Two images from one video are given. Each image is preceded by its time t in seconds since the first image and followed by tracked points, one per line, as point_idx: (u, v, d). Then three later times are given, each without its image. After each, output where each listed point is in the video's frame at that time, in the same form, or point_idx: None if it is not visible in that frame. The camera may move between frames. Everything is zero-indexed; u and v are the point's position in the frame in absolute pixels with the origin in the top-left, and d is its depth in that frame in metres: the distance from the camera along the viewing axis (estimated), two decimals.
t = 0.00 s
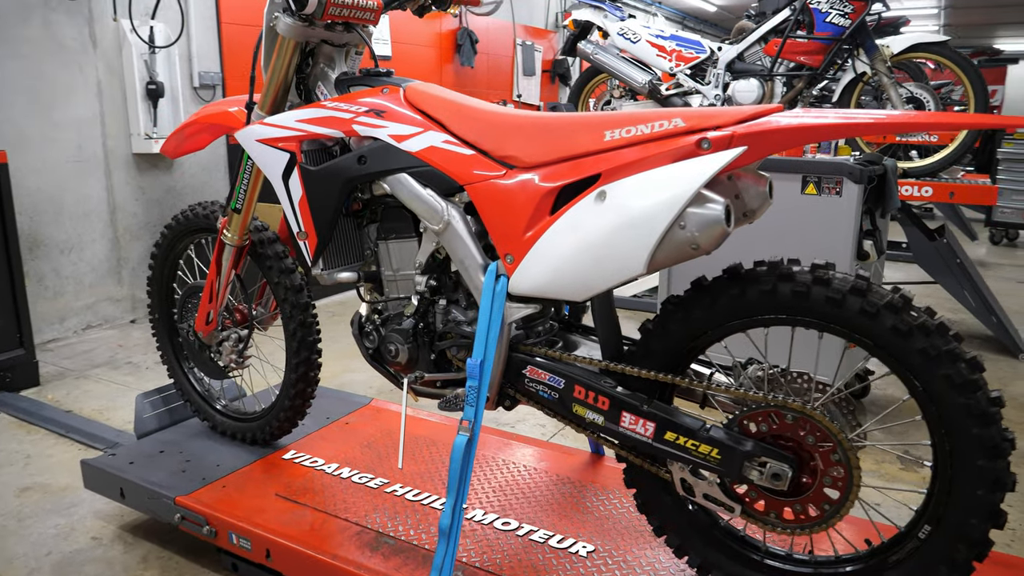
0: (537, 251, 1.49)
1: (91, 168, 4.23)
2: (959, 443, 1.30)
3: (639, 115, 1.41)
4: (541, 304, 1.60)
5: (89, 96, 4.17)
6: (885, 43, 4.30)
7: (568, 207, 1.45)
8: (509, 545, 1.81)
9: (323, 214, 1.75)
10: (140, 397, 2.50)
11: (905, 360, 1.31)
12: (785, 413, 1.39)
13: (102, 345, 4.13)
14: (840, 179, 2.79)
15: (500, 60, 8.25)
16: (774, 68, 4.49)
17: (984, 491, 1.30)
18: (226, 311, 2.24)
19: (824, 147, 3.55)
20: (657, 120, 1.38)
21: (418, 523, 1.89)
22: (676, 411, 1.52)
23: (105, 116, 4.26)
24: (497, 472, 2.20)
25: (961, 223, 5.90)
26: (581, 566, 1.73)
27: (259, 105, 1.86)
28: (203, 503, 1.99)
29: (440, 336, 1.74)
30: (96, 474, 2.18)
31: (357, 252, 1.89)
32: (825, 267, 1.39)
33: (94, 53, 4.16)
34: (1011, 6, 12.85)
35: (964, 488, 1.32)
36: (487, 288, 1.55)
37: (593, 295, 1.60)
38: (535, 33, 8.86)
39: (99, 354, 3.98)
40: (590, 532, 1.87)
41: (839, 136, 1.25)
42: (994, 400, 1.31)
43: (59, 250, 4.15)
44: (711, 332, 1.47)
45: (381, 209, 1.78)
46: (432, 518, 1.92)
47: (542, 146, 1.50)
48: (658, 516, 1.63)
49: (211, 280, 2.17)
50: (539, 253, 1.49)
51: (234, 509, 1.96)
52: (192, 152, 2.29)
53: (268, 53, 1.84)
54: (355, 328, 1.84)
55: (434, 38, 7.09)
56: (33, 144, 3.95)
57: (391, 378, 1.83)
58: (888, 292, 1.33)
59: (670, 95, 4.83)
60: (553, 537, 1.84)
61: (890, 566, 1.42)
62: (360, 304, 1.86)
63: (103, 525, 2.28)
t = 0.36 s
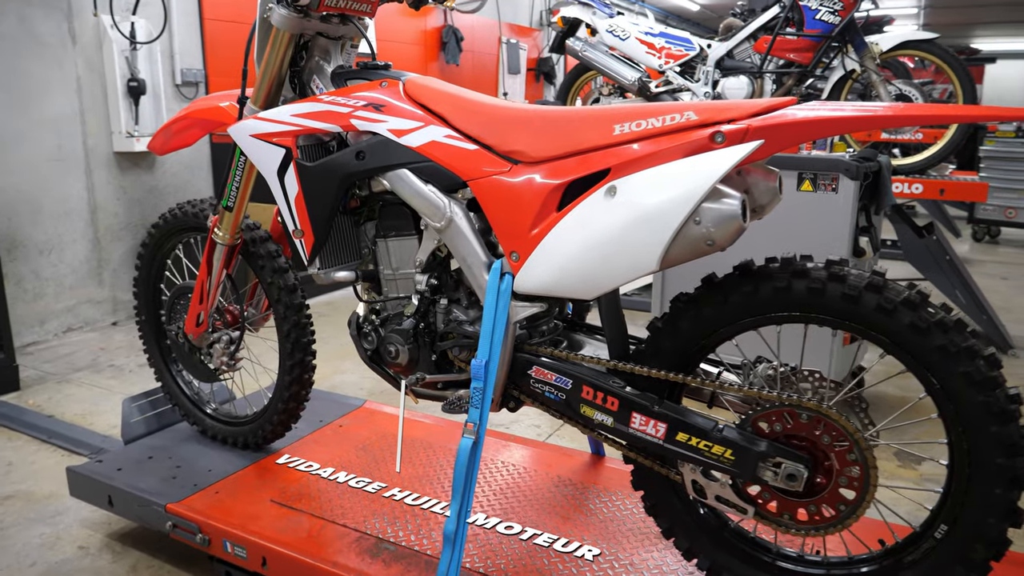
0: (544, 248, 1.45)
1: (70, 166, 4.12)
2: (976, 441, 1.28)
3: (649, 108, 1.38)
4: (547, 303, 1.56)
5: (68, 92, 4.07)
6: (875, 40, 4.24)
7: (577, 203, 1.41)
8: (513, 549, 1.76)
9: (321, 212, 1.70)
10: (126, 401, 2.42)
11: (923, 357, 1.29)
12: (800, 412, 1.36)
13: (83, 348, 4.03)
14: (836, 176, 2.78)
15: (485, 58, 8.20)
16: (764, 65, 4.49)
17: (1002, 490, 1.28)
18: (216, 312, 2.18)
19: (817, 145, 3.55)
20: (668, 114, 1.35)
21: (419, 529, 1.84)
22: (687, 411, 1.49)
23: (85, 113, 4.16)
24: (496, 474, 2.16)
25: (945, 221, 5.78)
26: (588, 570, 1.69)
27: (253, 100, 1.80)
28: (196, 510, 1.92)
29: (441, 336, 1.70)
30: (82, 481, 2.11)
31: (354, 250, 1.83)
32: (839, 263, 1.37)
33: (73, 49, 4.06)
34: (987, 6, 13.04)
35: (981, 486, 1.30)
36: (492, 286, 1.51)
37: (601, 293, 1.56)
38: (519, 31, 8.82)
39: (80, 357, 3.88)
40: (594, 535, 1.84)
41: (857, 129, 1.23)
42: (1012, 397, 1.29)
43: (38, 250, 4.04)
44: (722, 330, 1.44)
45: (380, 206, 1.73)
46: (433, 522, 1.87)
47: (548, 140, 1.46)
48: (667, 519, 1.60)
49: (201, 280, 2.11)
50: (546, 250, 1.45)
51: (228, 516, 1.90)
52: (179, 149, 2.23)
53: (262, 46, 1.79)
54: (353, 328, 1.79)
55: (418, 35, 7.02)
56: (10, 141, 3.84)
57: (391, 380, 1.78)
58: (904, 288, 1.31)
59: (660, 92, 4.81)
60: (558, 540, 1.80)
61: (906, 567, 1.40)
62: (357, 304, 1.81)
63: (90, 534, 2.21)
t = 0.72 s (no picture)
0: (555, 244, 1.41)
1: (49, 165, 4.00)
2: (1000, 439, 1.25)
3: (663, 99, 1.34)
4: (555, 300, 1.52)
5: (46, 89, 3.95)
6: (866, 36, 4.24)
7: (589, 197, 1.37)
8: (519, 554, 1.72)
9: (319, 207, 1.64)
10: (113, 405, 2.35)
11: (945, 353, 1.26)
12: (819, 411, 1.33)
13: (65, 350, 3.91)
14: (834, 171, 2.75)
15: (470, 54, 8.13)
16: (755, 61, 4.48)
17: None
18: (207, 312, 2.11)
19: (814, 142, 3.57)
20: (684, 105, 1.31)
21: (422, 534, 1.79)
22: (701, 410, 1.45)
23: (64, 110, 4.04)
24: (497, 475, 2.11)
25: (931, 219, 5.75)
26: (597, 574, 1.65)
27: (246, 92, 1.74)
28: (189, 517, 1.86)
29: (445, 335, 1.65)
30: (69, 488, 2.03)
31: (353, 248, 1.78)
32: (858, 258, 1.34)
33: (52, 43, 3.93)
34: (966, 5, 13.23)
35: (1005, 484, 1.27)
36: (499, 283, 1.46)
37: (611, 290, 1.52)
38: (504, 27, 8.77)
39: (62, 360, 3.77)
40: (601, 538, 1.79)
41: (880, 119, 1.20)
42: None
43: (16, 251, 3.92)
44: (737, 326, 1.41)
45: (381, 201, 1.67)
46: (436, 526, 1.82)
47: (557, 132, 1.42)
48: (679, 521, 1.56)
49: (192, 280, 2.04)
50: (557, 245, 1.40)
51: (222, 523, 1.84)
52: (167, 144, 2.17)
53: (257, 35, 1.73)
54: (352, 328, 1.74)
55: (404, 31, 6.94)
56: None
57: (392, 381, 1.72)
58: (926, 283, 1.29)
59: (650, 88, 4.80)
60: (565, 544, 1.76)
61: (925, 567, 1.37)
62: (357, 303, 1.76)
63: (77, 543, 2.14)
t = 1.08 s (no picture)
0: (565, 237, 1.37)
1: (30, 162, 3.87)
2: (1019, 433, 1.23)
3: (675, 88, 1.31)
4: (563, 295, 1.48)
5: (26, 83, 3.81)
6: (857, 30, 4.24)
7: (600, 188, 1.34)
8: (525, 555, 1.69)
9: (318, 201, 1.60)
10: (101, 406, 2.28)
11: (964, 347, 1.24)
12: (835, 406, 1.31)
13: (48, 350, 3.80)
14: (832, 165, 2.75)
15: (456, 50, 8.07)
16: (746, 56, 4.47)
17: None
18: (200, 311, 2.06)
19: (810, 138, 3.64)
20: (697, 94, 1.28)
21: (424, 535, 1.75)
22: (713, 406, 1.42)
23: (45, 106, 3.91)
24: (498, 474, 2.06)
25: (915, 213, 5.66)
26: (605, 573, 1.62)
27: (241, 83, 1.69)
28: (184, 521, 1.80)
29: (448, 332, 1.60)
30: (58, 493, 1.97)
31: (352, 243, 1.73)
32: (873, 250, 1.31)
33: (32, 37, 3.80)
34: (947, 3, 13.34)
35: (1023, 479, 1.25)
36: (506, 279, 1.42)
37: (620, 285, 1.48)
38: (491, 22, 8.71)
39: (45, 360, 3.68)
40: (608, 537, 1.76)
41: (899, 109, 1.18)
42: None
43: None
44: (750, 321, 1.38)
45: (381, 194, 1.63)
46: (439, 527, 1.78)
47: (566, 122, 1.38)
48: (690, 519, 1.53)
49: (184, 277, 1.98)
50: (567, 239, 1.37)
51: (219, 526, 1.78)
52: (156, 138, 2.11)
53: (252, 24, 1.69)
54: (352, 325, 1.69)
55: (390, 27, 6.87)
56: None
57: (394, 380, 1.68)
58: (942, 276, 1.26)
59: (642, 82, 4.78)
60: (571, 543, 1.73)
61: (941, 563, 1.35)
62: (357, 298, 1.71)
63: (66, 548, 2.07)
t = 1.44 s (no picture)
0: (577, 227, 1.33)
1: (7, 155, 3.63)
2: None
3: (690, 73, 1.27)
4: (574, 287, 1.44)
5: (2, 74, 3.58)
6: (848, 22, 4.31)
7: (614, 176, 1.30)
8: (533, 553, 1.65)
9: (318, 192, 1.54)
10: (88, 405, 2.21)
11: (988, 338, 1.22)
12: (855, 398, 1.28)
13: (29, 349, 3.65)
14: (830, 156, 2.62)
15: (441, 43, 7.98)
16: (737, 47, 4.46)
17: None
18: (192, 306, 2.00)
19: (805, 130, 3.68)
20: (714, 79, 1.24)
21: (429, 534, 1.71)
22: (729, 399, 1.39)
23: (22, 98, 3.67)
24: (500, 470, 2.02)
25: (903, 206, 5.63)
26: (616, 571, 1.59)
27: (235, 69, 1.64)
28: (180, 523, 1.74)
29: (454, 326, 1.56)
30: (46, 495, 1.90)
31: (352, 235, 1.68)
32: (893, 239, 1.29)
33: (8, 27, 3.57)
34: None
35: None
36: (516, 271, 1.38)
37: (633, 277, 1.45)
38: (476, 15, 8.61)
39: (26, 359, 3.57)
40: (616, 534, 1.73)
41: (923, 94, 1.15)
42: None
43: None
44: (766, 312, 1.35)
45: (383, 184, 1.58)
46: (444, 526, 1.74)
47: (577, 109, 1.34)
48: (703, 515, 1.50)
49: (176, 271, 1.91)
50: (579, 229, 1.32)
51: (216, 528, 1.72)
52: (143, 128, 2.05)
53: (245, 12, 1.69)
54: (353, 319, 1.64)
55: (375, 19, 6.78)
56: None
57: (397, 376, 1.63)
58: (964, 265, 1.24)
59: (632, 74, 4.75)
60: (579, 541, 1.70)
61: (960, 556, 1.33)
62: (358, 292, 1.66)
63: (55, 553, 2.01)
